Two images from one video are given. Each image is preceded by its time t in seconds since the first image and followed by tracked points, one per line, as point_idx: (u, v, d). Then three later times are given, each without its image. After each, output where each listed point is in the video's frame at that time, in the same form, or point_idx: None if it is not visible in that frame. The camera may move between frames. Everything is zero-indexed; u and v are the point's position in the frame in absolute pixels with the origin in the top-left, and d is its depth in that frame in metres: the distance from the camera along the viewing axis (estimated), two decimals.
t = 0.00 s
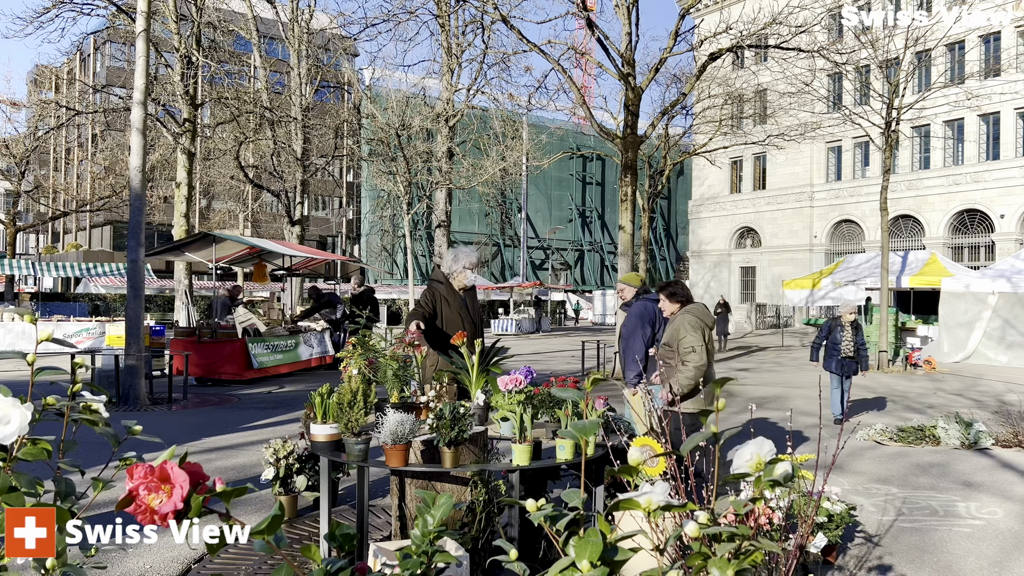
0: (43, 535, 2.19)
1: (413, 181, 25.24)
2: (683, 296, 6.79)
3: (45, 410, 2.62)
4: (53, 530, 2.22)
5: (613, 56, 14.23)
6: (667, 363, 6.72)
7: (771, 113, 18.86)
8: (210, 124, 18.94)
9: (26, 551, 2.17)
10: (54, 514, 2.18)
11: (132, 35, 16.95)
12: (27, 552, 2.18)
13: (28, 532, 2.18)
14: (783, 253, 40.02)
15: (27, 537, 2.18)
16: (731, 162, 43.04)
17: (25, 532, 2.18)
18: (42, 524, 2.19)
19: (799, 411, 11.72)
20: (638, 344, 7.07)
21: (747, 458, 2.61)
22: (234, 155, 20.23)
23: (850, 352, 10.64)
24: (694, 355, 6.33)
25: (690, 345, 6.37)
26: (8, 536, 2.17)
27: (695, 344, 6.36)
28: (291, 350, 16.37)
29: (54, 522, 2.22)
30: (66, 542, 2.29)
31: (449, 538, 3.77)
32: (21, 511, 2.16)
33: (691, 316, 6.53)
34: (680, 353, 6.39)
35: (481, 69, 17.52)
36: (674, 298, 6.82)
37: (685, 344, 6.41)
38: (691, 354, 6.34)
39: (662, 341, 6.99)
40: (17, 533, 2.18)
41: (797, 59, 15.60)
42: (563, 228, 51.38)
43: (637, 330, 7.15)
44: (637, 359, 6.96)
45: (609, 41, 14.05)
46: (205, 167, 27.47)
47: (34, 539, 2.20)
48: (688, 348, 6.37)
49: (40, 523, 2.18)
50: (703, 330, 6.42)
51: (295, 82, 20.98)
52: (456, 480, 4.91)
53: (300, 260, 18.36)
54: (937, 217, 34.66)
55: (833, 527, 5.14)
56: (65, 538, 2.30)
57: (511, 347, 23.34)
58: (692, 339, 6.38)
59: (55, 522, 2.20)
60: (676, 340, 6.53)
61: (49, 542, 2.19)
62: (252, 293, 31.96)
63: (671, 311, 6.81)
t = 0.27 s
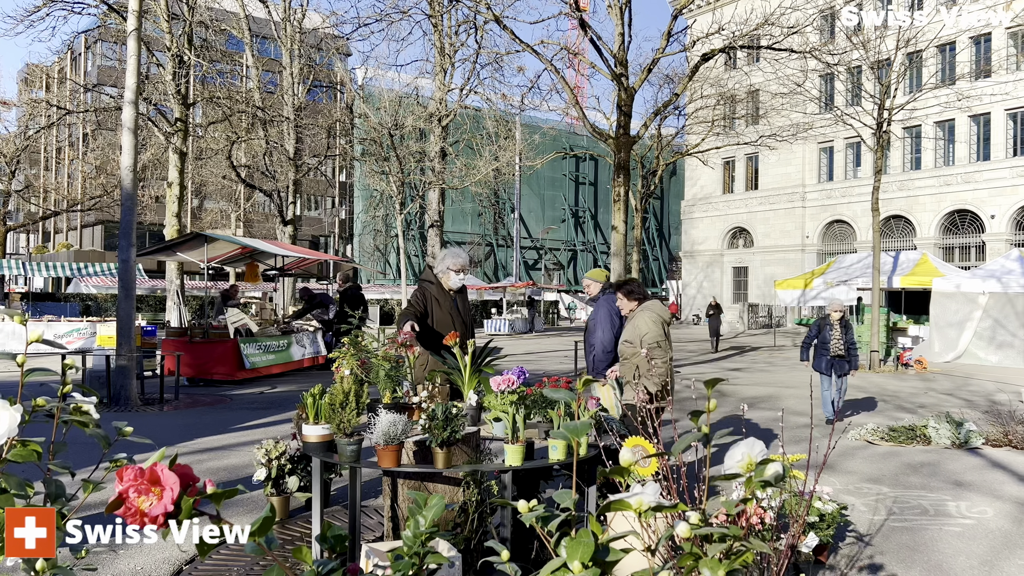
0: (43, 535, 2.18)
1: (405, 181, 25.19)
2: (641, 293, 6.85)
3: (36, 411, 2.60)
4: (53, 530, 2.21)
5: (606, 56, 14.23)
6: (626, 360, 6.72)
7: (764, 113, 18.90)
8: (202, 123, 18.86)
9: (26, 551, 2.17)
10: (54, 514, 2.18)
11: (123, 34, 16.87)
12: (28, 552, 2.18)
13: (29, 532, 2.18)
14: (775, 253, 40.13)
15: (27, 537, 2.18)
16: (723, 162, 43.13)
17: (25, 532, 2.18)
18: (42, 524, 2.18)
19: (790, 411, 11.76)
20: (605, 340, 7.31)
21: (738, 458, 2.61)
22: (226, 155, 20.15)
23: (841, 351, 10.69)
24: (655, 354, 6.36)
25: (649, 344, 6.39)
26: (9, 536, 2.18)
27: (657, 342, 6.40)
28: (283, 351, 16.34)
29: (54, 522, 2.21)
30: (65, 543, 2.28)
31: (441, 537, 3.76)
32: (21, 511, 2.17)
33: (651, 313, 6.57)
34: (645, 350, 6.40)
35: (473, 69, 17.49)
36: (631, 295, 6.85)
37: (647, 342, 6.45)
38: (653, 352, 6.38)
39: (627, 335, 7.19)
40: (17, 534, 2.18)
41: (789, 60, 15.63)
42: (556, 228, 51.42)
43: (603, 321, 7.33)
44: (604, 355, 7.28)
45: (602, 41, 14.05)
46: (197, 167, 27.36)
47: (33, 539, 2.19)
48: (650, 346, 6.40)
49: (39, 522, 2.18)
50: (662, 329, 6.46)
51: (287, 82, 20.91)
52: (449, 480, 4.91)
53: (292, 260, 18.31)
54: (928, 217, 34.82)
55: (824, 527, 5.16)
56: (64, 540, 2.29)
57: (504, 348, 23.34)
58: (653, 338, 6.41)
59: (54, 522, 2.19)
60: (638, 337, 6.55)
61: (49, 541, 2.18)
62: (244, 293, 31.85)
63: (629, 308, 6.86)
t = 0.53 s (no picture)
0: (43, 535, 2.18)
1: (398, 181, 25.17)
2: (601, 299, 6.93)
3: (26, 412, 2.57)
4: (53, 530, 2.20)
5: (599, 56, 14.26)
6: (583, 367, 6.64)
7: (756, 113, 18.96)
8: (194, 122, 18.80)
9: (26, 552, 2.15)
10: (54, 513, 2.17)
11: (115, 33, 16.80)
12: (28, 552, 2.16)
13: (28, 532, 2.17)
14: (768, 253, 40.24)
15: (27, 537, 2.17)
16: (716, 162, 43.24)
17: (25, 532, 2.17)
18: (42, 524, 2.18)
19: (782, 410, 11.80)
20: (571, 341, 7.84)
21: (729, 458, 2.61)
22: (219, 155, 20.09)
23: (831, 351, 10.73)
24: (616, 361, 6.23)
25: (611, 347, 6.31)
26: (8, 536, 2.16)
27: (619, 350, 6.30)
28: (276, 351, 16.31)
29: (54, 522, 2.21)
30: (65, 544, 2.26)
31: (433, 537, 3.75)
32: (21, 511, 2.17)
33: (612, 321, 6.54)
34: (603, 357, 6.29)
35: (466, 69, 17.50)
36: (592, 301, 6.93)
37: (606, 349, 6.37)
38: (613, 359, 6.26)
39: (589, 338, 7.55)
40: (17, 533, 2.16)
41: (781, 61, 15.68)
42: (549, 228, 51.46)
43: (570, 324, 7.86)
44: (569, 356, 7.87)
45: (595, 41, 14.07)
46: (189, 166, 27.28)
47: (33, 539, 2.18)
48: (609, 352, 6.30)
49: (40, 522, 2.17)
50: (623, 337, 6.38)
51: (279, 81, 20.87)
52: (442, 480, 4.91)
53: (285, 259, 18.28)
54: (919, 218, 34.99)
55: (816, 526, 5.18)
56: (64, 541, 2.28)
57: (497, 347, 23.35)
58: (614, 345, 6.31)
59: (55, 521, 2.18)
60: (599, 345, 6.50)
61: (49, 541, 2.18)
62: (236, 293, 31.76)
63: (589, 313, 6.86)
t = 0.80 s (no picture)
0: (43, 534, 2.17)
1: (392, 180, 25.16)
2: (562, 295, 6.83)
3: (14, 413, 2.55)
4: (53, 530, 2.19)
5: (592, 57, 14.27)
6: (547, 363, 6.65)
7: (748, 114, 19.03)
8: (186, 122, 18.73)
9: (27, 551, 2.15)
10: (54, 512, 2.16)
11: (107, 32, 16.72)
12: (28, 552, 2.16)
13: (29, 532, 2.16)
14: (760, 253, 40.36)
15: (27, 537, 2.16)
16: (709, 162, 43.37)
17: (25, 532, 2.16)
18: (42, 524, 2.17)
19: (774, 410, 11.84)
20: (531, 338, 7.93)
21: (723, 458, 2.62)
22: (211, 154, 20.02)
23: (822, 352, 10.77)
24: (577, 355, 6.27)
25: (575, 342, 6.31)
26: (9, 536, 2.16)
27: (580, 345, 6.31)
28: (268, 351, 16.28)
29: (54, 522, 2.19)
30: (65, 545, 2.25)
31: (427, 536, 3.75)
32: (21, 511, 2.15)
33: (575, 316, 6.56)
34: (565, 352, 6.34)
35: (459, 70, 17.52)
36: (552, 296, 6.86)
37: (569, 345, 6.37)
38: (576, 353, 6.27)
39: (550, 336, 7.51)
40: (17, 534, 2.16)
41: (774, 61, 15.72)
42: (542, 228, 51.49)
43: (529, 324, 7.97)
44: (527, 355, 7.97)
45: (588, 42, 14.07)
46: (181, 166, 27.20)
47: (34, 539, 2.17)
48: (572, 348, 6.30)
49: (40, 522, 2.16)
50: (587, 332, 6.40)
51: (272, 80, 20.83)
52: (436, 480, 4.90)
53: (278, 259, 18.25)
54: (911, 218, 35.16)
55: (809, 526, 5.19)
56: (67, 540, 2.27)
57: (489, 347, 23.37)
58: (576, 341, 6.32)
59: (55, 522, 2.17)
60: (561, 340, 6.50)
61: (49, 541, 2.17)
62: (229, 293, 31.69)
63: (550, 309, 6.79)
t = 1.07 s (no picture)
0: (43, 535, 2.15)
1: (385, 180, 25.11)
2: (530, 296, 7.31)
3: (6, 414, 2.53)
4: (53, 530, 2.18)
5: (586, 57, 14.28)
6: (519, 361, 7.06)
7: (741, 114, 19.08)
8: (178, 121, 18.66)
9: (25, 552, 2.13)
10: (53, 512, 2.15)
11: (99, 31, 16.64)
12: (27, 553, 2.13)
13: (29, 532, 2.14)
14: (752, 253, 40.43)
15: (26, 537, 2.14)
16: (702, 163, 43.46)
17: (25, 533, 2.14)
18: (42, 524, 2.15)
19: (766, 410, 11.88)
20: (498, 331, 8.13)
21: (716, 458, 2.62)
22: (204, 154, 19.94)
23: (817, 351, 10.81)
24: (551, 354, 6.76)
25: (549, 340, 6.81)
26: (9, 537, 2.14)
27: (553, 344, 6.82)
28: (261, 351, 16.25)
29: (53, 522, 2.18)
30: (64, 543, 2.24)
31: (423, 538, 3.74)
32: (20, 512, 2.14)
33: (545, 318, 7.06)
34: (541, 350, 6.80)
35: (453, 69, 17.48)
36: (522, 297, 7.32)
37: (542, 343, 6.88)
38: (549, 352, 6.76)
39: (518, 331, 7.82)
40: (16, 534, 2.14)
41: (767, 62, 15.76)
42: (536, 228, 51.51)
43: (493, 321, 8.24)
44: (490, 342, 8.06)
45: (582, 42, 14.08)
46: (174, 166, 27.09)
47: (33, 539, 2.15)
48: (546, 346, 6.79)
49: (40, 522, 2.15)
50: (558, 331, 6.92)
51: (265, 80, 20.75)
52: (429, 481, 4.91)
53: (271, 259, 18.21)
54: (903, 218, 35.30)
55: (801, 525, 5.22)
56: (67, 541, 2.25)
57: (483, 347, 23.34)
58: (550, 340, 6.82)
59: (55, 521, 2.16)
60: (535, 340, 6.97)
61: (49, 541, 2.15)
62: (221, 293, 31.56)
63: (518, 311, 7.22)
